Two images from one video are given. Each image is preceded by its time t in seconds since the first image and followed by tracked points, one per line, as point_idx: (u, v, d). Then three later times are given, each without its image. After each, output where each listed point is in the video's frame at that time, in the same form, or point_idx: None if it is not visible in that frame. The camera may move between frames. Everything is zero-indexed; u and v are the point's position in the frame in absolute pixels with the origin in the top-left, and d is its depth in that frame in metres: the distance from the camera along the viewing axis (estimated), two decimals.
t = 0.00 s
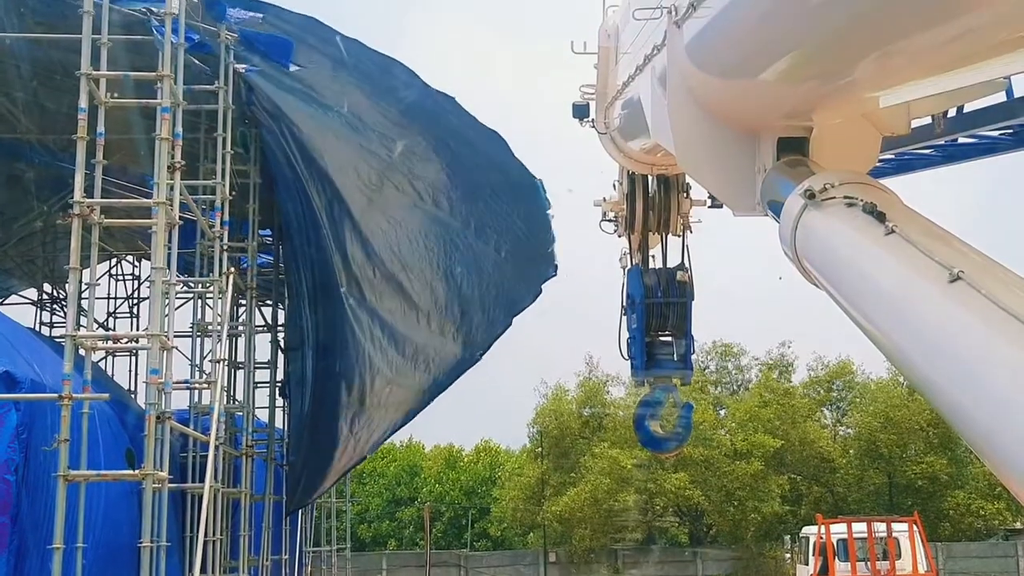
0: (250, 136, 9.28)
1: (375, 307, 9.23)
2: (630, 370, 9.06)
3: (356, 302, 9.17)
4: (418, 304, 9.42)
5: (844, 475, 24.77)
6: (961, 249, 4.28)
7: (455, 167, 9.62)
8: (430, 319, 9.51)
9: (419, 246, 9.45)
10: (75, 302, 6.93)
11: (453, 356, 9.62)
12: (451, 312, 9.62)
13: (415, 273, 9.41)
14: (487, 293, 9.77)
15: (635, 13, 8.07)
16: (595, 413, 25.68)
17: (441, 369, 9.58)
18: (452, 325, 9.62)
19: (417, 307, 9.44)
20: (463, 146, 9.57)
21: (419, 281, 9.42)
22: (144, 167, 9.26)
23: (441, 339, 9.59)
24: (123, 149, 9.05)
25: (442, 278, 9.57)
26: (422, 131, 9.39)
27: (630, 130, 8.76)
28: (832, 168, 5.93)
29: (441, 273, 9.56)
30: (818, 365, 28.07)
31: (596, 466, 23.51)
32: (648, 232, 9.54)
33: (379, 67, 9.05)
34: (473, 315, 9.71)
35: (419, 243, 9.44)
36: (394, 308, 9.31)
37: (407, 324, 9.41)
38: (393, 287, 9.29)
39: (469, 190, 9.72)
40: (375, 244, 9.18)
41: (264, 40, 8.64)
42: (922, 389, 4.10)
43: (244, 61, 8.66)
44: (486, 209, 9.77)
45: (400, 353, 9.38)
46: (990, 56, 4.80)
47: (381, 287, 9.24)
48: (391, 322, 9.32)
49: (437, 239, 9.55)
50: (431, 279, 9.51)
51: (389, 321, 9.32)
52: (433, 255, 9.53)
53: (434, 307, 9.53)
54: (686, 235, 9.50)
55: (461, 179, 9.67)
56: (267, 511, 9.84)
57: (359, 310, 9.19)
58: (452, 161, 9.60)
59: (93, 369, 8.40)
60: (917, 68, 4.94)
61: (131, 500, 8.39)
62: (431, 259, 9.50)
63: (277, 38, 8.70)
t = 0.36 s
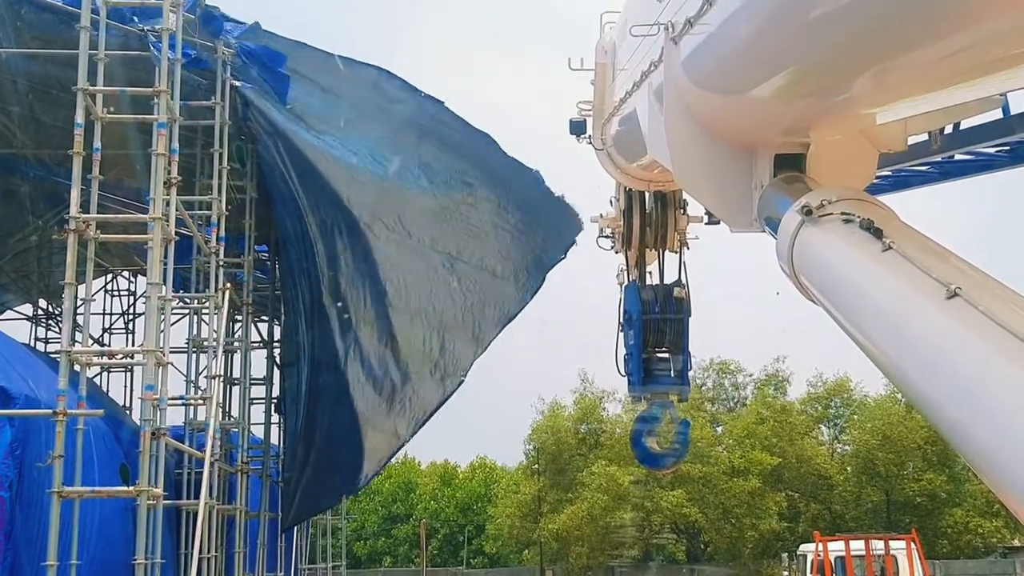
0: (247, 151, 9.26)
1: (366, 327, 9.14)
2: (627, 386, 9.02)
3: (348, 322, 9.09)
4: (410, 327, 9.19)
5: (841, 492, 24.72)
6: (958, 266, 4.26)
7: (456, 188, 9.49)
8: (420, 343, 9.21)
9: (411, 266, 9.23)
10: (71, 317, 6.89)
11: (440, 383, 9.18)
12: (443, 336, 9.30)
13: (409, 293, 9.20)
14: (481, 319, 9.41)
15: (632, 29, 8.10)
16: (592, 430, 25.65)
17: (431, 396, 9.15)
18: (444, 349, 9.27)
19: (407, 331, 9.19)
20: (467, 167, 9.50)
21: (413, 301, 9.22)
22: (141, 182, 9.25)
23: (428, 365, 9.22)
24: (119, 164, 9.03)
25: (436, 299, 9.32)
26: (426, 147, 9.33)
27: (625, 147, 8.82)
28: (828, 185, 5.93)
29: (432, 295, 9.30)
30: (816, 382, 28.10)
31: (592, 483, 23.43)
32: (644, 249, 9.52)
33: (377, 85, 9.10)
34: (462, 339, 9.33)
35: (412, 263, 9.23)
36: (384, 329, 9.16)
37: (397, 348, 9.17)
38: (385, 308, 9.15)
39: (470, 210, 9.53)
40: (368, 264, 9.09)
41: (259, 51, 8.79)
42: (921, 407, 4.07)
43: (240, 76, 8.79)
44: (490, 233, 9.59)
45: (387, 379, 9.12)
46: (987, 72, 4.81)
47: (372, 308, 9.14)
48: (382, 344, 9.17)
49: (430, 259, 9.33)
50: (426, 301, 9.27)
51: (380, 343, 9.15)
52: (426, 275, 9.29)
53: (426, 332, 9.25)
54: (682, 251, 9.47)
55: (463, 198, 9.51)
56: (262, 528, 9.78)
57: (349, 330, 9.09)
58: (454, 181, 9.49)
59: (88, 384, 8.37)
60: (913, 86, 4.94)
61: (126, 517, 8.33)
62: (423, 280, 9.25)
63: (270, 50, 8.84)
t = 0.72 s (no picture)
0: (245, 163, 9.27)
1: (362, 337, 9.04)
2: (625, 398, 9.06)
3: (346, 331, 9.04)
4: (400, 341, 9.04)
5: (840, 504, 24.96)
6: (956, 278, 4.27)
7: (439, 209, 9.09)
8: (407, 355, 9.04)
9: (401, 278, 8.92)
10: (68, 328, 6.88)
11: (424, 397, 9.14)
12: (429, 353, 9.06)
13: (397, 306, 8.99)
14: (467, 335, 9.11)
15: (630, 42, 8.13)
16: (590, 442, 25.58)
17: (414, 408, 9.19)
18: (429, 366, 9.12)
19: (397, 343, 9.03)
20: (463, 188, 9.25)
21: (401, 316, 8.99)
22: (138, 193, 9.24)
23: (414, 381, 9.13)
24: (118, 175, 9.04)
25: (417, 319, 8.99)
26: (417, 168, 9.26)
27: (624, 158, 8.81)
28: (826, 196, 5.95)
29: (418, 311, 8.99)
30: (815, 394, 28.10)
31: (590, 495, 23.39)
32: (643, 260, 9.54)
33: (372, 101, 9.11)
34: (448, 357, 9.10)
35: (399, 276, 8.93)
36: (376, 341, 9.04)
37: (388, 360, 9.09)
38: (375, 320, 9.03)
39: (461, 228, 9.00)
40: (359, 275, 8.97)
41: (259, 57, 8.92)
42: (919, 419, 4.07)
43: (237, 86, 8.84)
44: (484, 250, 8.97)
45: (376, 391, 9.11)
46: (985, 86, 4.82)
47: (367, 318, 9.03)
48: (374, 356, 9.08)
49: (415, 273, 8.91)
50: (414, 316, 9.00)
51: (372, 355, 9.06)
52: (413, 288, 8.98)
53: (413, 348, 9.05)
54: (681, 262, 9.48)
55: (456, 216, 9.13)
56: (260, 540, 9.75)
57: (344, 340, 9.07)
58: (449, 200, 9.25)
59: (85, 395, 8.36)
60: (911, 98, 4.94)
61: (123, 528, 8.31)
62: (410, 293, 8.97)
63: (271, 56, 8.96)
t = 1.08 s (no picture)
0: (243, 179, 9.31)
1: (361, 356, 9.11)
2: (624, 410, 9.08)
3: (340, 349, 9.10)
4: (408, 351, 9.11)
5: (838, 517, 24.92)
6: (955, 291, 4.27)
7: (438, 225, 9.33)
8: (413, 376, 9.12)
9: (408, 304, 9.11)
10: (66, 339, 6.88)
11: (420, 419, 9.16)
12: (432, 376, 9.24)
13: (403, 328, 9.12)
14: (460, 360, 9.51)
15: (629, 54, 8.13)
16: (588, 453, 25.47)
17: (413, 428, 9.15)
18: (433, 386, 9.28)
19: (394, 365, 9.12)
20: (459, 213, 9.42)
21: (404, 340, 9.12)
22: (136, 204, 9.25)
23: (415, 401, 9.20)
24: (117, 186, 9.04)
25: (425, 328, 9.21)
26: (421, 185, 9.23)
27: (625, 172, 8.76)
28: (823, 209, 5.97)
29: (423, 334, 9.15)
30: (815, 405, 28.10)
31: (589, 507, 23.35)
32: (642, 272, 9.54)
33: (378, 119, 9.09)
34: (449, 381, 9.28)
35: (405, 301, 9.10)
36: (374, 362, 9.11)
37: (392, 378, 9.09)
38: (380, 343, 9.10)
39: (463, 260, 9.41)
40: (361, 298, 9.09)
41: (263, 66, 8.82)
42: (918, 432, 4.07)
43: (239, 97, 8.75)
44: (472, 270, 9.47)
45: (377, 409, 9.12)
46: (983, 99, 4.83)
47: (371, 336, 9.11)
48: (378, 366, 9.12)
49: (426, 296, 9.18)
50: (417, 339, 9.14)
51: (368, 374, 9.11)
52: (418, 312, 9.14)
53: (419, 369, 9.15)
54: (680, 275, 9.47)
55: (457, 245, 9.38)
56: (257, 551, 9.72)
57: (341, 357, 9.10)
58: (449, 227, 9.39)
59: (83, 406, 8.35)
60: (909, 112, 4.94)
61: (120, 540, 8.30)
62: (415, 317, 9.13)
63: (275, 62, 8.83)
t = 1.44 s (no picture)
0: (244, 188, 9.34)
1: (367, 364, 9.09)
2: (624, 420, 9.05)
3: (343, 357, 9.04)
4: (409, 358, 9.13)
5: (839, 527, 24.86)
6: (954, 301, 4.27)
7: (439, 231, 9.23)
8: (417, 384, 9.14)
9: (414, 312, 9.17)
10: (66, 349, 6.89)
11: (427, 427, 9.13)
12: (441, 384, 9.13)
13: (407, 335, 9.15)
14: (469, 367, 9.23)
15: (629, 64, 8.15)
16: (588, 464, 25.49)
17: (418, 436, 9.13)
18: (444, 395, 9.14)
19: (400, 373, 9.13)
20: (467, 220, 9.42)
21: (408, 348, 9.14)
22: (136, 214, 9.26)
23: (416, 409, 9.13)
24: (118, 195, 9.04)
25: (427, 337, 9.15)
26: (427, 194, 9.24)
27: (625, 182, 8.77)
28: (823, 220, 5.97)
29: (429, 342, 9.14)
30: (815, 415, 28.09)
31: (588, 517, 23.32)
32: (641, 283, 9.54)
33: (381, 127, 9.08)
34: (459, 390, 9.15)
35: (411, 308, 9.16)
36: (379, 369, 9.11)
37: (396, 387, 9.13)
38: (384, 350, 9.13)
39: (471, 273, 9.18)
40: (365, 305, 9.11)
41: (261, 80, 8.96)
42: (918, 444, 4.06)
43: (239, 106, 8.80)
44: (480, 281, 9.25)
45: (381, 416, 9.13)
46: (984, 110, 4.82)
47: (375, 345, 9.11)
48: (380, 376, 9.11)
49: (432, 307, 9.16)
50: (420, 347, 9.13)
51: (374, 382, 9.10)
52: (425, 319, 9.16)
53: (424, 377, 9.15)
54: (679, 285, 9.47)
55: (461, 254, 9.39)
56: (256, 561, 9.70)
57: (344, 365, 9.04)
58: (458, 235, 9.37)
59: (82, 416, 8.35)
60: (909, 122, 4.94)
61: (120, 550, 8.31)
62: (421, 324, 9.15)
63: (274, 77, 9.05)
